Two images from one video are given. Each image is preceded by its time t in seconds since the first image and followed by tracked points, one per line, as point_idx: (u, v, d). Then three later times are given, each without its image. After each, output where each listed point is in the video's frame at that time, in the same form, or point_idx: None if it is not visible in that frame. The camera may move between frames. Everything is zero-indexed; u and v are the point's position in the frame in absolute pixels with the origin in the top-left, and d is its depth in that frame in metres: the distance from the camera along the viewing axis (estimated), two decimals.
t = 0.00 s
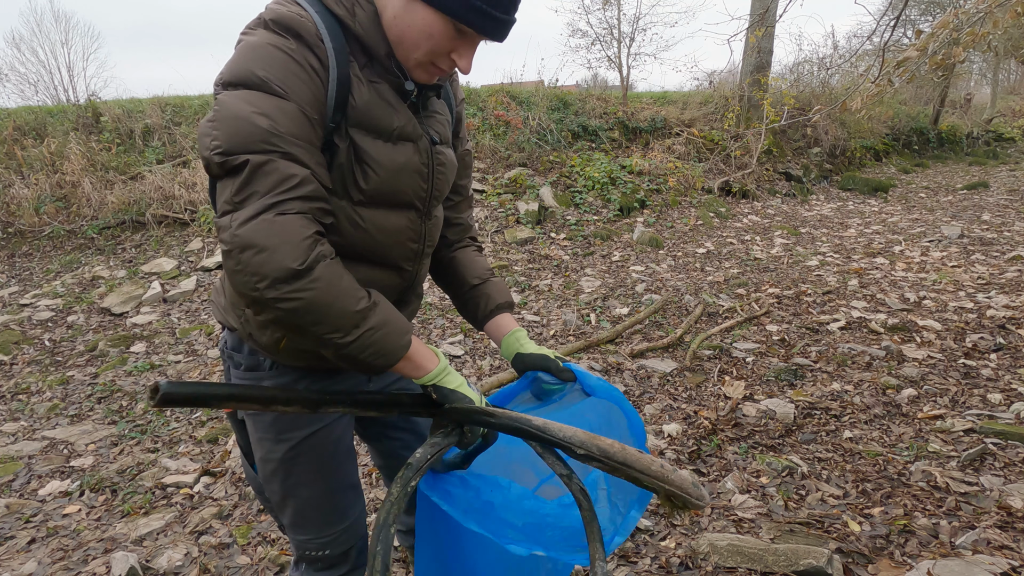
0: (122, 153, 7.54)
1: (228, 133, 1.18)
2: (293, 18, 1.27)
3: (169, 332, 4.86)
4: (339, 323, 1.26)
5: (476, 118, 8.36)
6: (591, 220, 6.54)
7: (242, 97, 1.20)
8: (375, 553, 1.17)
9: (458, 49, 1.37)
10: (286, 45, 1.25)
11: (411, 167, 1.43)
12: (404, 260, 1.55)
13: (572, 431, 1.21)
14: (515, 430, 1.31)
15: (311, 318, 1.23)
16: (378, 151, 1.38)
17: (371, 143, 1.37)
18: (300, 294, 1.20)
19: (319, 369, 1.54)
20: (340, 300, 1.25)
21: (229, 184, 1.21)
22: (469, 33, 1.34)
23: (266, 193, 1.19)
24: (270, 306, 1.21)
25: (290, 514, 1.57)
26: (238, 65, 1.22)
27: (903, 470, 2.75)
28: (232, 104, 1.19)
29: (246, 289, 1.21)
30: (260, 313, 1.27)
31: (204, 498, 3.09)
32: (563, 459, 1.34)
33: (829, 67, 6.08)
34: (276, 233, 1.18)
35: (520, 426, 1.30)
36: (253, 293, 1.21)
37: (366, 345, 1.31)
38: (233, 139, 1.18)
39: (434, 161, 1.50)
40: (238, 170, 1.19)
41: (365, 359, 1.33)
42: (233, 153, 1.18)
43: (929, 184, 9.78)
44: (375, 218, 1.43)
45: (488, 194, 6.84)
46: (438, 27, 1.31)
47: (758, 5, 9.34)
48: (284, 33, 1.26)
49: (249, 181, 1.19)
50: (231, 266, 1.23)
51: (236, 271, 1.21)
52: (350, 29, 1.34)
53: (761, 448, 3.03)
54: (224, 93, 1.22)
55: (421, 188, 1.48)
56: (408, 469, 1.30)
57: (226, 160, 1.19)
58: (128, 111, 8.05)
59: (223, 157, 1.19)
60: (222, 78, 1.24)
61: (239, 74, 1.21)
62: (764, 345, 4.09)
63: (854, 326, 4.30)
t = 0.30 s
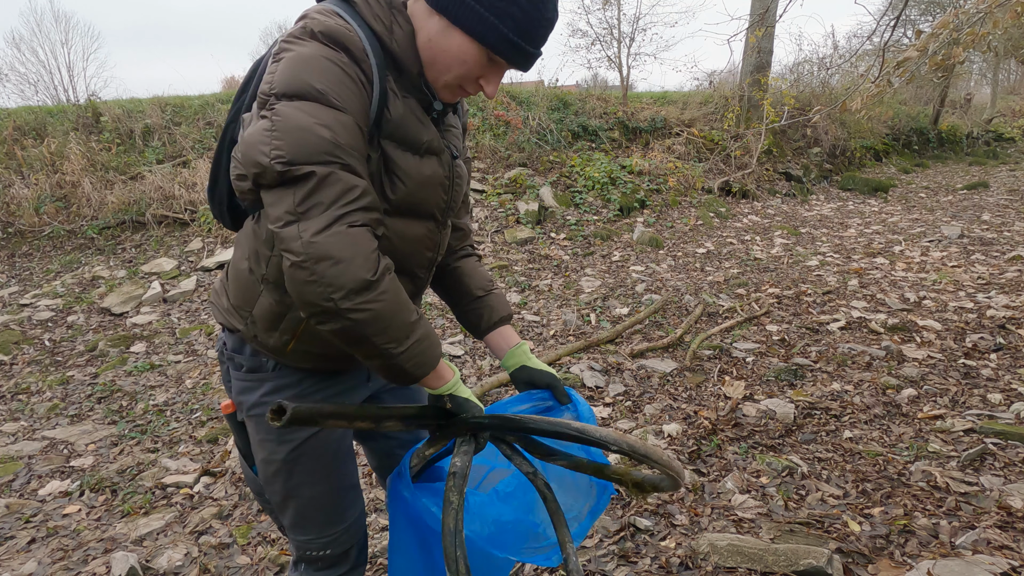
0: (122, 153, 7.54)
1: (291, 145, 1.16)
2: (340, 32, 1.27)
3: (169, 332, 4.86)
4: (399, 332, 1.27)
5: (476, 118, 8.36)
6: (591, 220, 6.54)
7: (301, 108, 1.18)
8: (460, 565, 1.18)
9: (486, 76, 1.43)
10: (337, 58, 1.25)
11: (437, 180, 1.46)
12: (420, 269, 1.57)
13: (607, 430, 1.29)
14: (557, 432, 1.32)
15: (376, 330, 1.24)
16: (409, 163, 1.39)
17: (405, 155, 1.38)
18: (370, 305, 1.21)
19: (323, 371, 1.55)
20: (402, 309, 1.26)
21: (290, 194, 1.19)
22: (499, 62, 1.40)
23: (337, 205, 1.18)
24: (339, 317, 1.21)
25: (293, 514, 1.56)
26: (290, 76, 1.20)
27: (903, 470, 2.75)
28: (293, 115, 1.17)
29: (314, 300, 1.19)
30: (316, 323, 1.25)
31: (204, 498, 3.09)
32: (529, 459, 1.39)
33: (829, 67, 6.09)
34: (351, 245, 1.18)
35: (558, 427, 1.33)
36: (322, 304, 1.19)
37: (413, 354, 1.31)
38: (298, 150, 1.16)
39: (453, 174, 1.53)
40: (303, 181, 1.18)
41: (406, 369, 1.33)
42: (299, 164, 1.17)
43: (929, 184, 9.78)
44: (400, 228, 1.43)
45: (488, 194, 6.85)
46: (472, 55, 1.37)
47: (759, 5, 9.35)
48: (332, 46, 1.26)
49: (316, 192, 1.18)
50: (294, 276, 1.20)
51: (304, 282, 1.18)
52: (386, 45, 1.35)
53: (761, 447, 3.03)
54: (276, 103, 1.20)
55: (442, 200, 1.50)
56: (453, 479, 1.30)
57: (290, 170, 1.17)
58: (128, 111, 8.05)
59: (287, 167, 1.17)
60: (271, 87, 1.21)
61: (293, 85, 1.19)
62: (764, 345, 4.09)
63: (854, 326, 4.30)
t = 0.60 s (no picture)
0: (123, 153, 7.54)
1: (328, 143, 1.17)
2: (376, 37, 1.29)
3: (169, 332, 4.86)
4: (417, 332, 1.29)
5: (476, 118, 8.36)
6: (591, 220, 6.54)
7: (338, 108, 1.19)
8: (507, 539, 1.30)
9: (511, 94, 1.48)
10: (372, 61, 1.26)
11: (454, 186, 1.47)
12: (432, 272, 1.57)
13: (596, 399, 1.35)
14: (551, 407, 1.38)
15: (396, 329, 1.25)
16: (430, 168, 1.40)
17: (427, 161, 1.39)
18: (393, 304, 1.22)
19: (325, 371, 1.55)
20: (420, 309, 1.28)
21: (321, 190, 1.18)
22: (525, 82, 1.45)
23: (367, 206, 1.19)
24: (363, 315, 1.21)
25: (294, 513, 1.56)
26: (327, 74, 1.21)
27: (903, 470, 2.75)
28: (330, 114, 1.18)
29: (341, 297, 1.19)
30: (334, 319, 1.24)
31: (204, 498, 3.09)
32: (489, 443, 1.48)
33: (829, 67, 6.09)
34: (380, 245, 1.19)
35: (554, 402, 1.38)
36: (348, 302, 1.19)
37: (425, 351, 1.32)
38: (334, 148, 1.17)
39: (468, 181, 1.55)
40: (337, 179, 1.18)
41: (422, 366, 1.34)
42: (334, 162, 1.17)
43: (929, 184, 9.78)
44: (416, 231, 1.44)
45: (488, 194, 6.85)
46: (503, 74, 1.41)
47: (759, 5, 9.35)
48: (367, 49, 1.27)
49: (348, 191, 1.18)
50: (319, 273, 1.19)
51: (331, 279, 1.18)
52: (416, 54, 1.37)
53: (761, 447, 3.03)
54: (312, 99, 1.19)
55: (457, 206, 1.52)
56: (472, 463, 1.38)
57: (324, 167, 1.17)
58: (129, 111, 8.05)
59: (321, 163, 1.17)
60: (306, 84, 1.21)
61: (330, 84, 1.20)
62: (764, 345, 4.09)
63: (854, 326, 4.30)
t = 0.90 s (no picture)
0: (123, 153, 7.54)
1: (355, 124, 1.18)
2: (410, 45, 1.34)
3: (169, 332, 4.86)
4: (422, 318, 1.30)
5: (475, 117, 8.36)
6: (591, 220, 6.54)
7: (368, 96, 1.21)
8: (512, 516, 1.23)
9: (525, 127, 1.51)
10: (403, 63, 1.31)
11: (460, 198, 1.48)
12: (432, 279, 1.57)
13: (587, 361, 1.30)
14: (544, 374, 1.32)
15: (403, 312, 1.26)
16: (440, 176, 1.41)
17: (438, 168, 1.40)
18: (403, 286, 1.23)
19: (320, 367, 1.55)
20: (426, 295, 1.29)
21: (341, 167, 1.19)
22: (539, 116, 1.49)
23: (383, 188, 1.20)
24: (373, 293, 1.21)
25: (291, 513, 1.56)
26: (361, 66, 1.24)
27: (903, 470, 2.75)
28: (360, 99, 1.20)
29: (353, 273, 1.18)
30: (341, 298, 1.23)
31: (204, 498, 3.09)
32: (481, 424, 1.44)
33: (829, 67, 6.09)
34: (396, 227, 1.21)
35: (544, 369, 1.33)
36: (360, 280, 1.19)
37: (427, 336, 1.33)
38: (361, 129, 1.18)
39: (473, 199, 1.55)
40: (359, 158, 1.19)
41: (427, 352, 1.35)
42: (358, 142, 1.18)
43: (929, 184, 9.78)
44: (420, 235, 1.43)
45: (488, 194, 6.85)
46: (521, 107, 1.44)
47: (759, 5, 9.35)
48: (398, 53, 1.32)
49: (368, 171, 1.19)
50: (332, 248, 1.18)
51: (346, 253, 1.17)
52: (440, 71, 1.40)
53: (761, 447, 3.03)
54: (343, 87, 1.22)
55: (460, 219, 1.52)
56: (474, 442, 1.34)
57: (348, 145, 1.18)
58: (129, 111, 8.06)
59: (346, 141, 1.18)
60: (338, 74, 1.24)
61: (362, 75, 1.23)
62: (764, 345, 4.09)
63: (854, 326, 4.30)
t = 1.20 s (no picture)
0: (122, 153, 7.54)
1: (363, 121, 1.18)
2: (420, 48, 1.34)
3: (169, 332, 4.86)
4: (418, 312, 1.29)
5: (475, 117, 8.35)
6: (591, 220, 6.54)
7: (377, 95, 1.21)
8: (483, 517, 1.24)
9: (528, 133, 1.53)
10: (413, 66, 1.31)
11: (464, 200, 1.48)
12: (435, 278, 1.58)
13: (576, 371, 1.35)
14: (535, 380, 1.38)
15: (400, 307, 1.25)
16: (445, 178, 1.41)
17: (442, 170, 1.40)
18: (400, 282, 1.22)
19: (324, 366, 1.55)
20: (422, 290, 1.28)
21: (346, 162, 1.18)
22: (542, 123, 1.51)
23: (384, 184, 1.20)
24: (369, 288, 1.21)
25: (298, 509, 1.56)
26: (371, 67, 1.24)
27: (903, 470, 2.75)
28: (370, 98, 1.20)
29: (350, 267, 1.18)
30: (337, 291, 1.23)
31: (204, 498, 3.09)
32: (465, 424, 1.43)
33: (829, 67, 6.09)
34: (396, 223, 1.20)
35: (536, 375, 1.39)
36: (357, 274, 1.19)
37: (424, 331, 1.33)
38: (368, 126, 1.18)
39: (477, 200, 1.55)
40: (364, 155, 1.18)
41: (425, 346, 1.35)
42: (365, 139, 1.18)
43: (929, 184, 9.78)
44: (423, 234, 1.44)
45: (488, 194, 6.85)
46: (525, 114, 1.46)
47: (759, 5, 9.35)
48: (409, 56, 1.32)
49: (373, 168, 1.19)
50: (330, 241, 1.17)
51: (343, 246, 1.17)
52: (448, 76, 1.40)
53: (761, 447, 3.03)
54: (353, 86, 1.22)
55: (464, 220, 1.53)
56: (456, 438, 1.36)
57: (355, 141, 1.17)
58: (129, 111, 8.06)
59: (352, 138, 1.17)
60: (349, 74, 1.24)
61: (373, 75, 1.23)
62: (764, 345, 4.09)
63: (854, 326, 4.30)
